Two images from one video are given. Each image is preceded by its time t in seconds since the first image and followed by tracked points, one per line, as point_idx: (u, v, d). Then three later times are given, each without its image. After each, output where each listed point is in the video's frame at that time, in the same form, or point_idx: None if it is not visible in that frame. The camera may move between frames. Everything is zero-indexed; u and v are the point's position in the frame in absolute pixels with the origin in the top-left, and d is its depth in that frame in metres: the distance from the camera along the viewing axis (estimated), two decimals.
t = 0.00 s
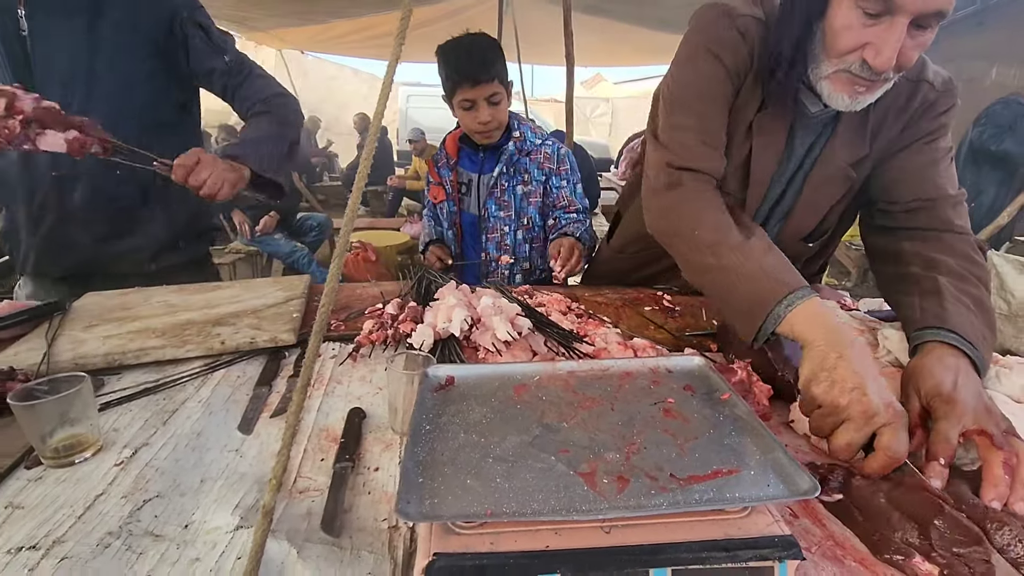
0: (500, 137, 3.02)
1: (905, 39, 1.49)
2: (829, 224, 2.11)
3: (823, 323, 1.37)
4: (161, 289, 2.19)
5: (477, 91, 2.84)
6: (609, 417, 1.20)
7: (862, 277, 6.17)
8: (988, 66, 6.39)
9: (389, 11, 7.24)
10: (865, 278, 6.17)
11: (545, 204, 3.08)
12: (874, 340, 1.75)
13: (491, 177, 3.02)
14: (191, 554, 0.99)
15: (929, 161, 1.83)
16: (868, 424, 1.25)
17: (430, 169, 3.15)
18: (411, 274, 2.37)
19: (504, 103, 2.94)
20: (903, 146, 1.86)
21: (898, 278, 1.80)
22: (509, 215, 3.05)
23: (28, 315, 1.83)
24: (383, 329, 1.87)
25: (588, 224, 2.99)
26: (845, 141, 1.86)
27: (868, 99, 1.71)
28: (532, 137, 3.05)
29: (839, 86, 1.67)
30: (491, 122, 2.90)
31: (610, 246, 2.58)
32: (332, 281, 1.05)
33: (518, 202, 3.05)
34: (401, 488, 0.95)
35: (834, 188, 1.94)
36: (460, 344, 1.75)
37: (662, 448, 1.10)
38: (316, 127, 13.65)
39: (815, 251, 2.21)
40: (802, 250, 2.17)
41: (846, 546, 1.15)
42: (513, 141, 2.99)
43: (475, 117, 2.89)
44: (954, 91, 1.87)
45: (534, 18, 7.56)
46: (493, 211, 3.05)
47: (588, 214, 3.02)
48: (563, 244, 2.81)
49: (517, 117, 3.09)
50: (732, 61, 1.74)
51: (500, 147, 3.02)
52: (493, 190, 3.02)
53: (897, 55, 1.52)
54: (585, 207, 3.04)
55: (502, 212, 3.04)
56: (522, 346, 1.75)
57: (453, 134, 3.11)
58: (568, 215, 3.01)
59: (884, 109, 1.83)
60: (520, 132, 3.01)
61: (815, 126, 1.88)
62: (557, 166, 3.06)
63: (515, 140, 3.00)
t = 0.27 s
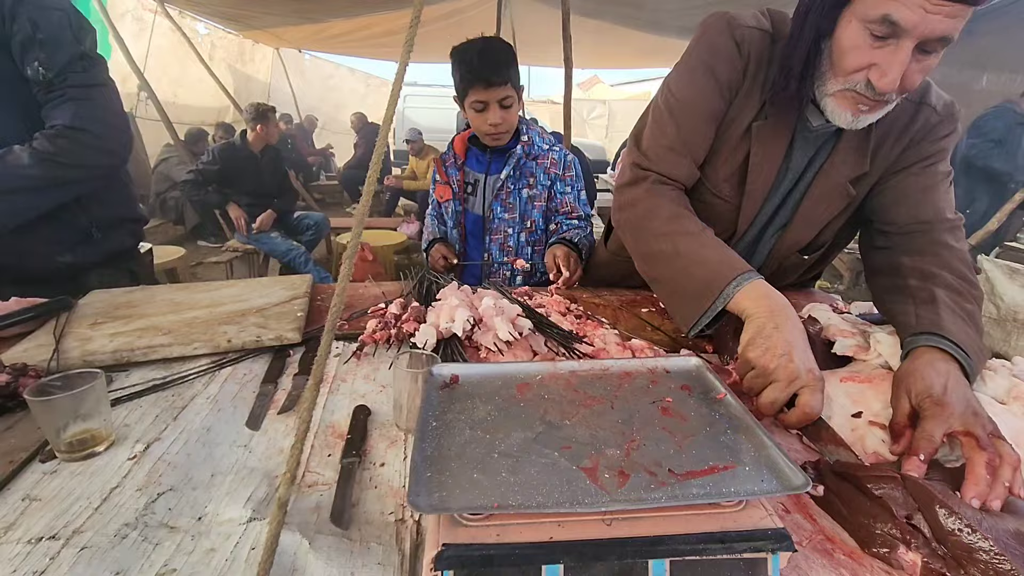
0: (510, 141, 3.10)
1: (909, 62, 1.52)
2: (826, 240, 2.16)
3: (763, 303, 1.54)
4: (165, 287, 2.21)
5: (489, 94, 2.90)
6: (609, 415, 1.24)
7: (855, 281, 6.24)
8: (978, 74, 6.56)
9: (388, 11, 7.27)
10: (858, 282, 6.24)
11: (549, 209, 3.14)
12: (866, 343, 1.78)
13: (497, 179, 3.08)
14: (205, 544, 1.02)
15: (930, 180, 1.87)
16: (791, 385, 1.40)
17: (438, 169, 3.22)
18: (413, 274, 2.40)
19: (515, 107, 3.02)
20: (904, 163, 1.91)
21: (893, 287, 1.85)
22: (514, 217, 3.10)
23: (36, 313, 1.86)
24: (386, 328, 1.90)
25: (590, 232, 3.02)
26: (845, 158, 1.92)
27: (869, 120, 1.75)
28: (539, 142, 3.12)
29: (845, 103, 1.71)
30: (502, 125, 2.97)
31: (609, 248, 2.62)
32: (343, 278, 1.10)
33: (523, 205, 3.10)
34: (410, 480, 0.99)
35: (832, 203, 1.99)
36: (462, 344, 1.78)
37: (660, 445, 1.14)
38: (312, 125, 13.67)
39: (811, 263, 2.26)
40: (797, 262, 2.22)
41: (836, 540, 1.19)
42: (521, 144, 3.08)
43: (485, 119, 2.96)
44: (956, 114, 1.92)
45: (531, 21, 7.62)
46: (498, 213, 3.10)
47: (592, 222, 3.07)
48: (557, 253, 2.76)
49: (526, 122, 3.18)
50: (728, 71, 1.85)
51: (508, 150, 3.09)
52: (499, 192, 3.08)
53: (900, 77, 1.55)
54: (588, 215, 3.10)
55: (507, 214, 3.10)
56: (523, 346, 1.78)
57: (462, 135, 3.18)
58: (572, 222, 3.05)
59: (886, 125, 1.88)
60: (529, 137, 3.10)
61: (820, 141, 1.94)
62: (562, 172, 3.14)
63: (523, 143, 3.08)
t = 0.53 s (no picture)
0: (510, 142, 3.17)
1: (878, 58, 1.60)
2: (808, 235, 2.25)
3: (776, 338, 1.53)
4: (163, 281, 2.23)
5: (491, 95, 2.97)
6: (605, 406, 1.29)
7: (842, 283, 6.35)
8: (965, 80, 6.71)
9: (383, 10, 7.30)
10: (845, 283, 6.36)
11: (547, 210, 3.22)
12: (851, 340, 1.84)
13: (497, 179, 3.17)
14: (215, 527, 1.06)
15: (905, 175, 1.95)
16: (806, 425, 1.36)
17: (438, 167, 3.29)
18: (410, 271, 2.44)
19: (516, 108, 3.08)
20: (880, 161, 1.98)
21: (872, 285, 1.93)
22: (513, 217, 3.20)
23: (38, 305, 1.88)
24: (385, 323, 1.94)
25: (584, 233, 3.14)
26: (827, 157, 1.99)
27: (844, 114, 1.80)
28: (539, 143, 3.18)
29: (819, 98, 1.78)
30: (503, 127, 3.04)
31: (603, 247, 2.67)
32: (350, 271, 1.14)
33: (523, 205, 3.19)
34: (415, 466, 1.03)
35: (814, 200, 2.07)
36: (460, 339, 1.82)
37: (654, 434, 1.19)
38: (304, 123, 13.64)
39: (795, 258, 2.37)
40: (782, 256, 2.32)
41: (820, 525, 1.25)
42: (522, 145, 3.15)
43: (485, 120, 3.03)
44: (928, 110, 1.99)
45: (525, 21, 7.68)
46: (498, 212, 3.20)
47: (587, 223, 3.19)
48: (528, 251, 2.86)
49: (526, 123, 3.23)
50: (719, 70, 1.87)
51: (508, 150, 3.17)
52: (499, 193, 3.17)
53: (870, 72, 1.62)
54: (584, 218, 3.20)
55: (507, 214, 3.19)
56: (520, 341, 1.83)
57: (463, 135, 3.24)
58: (567, 223, 3.17)
59: (863, 123, 1.95)
60: (529, 138, 3.17)
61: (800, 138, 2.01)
62: (561, 173, 3.20)
63: (523, 144, 3.15)
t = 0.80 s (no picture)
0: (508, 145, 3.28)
1: (829, 57, 1.75)
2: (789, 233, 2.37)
3: (700, 272, 1.79)
4: (173, 278, 2.30)
5: (491, 99, 3.08)
6: (604, 394, 1.39)
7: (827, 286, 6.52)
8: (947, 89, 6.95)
9: (378, 9, 7.33)
10: (830, 287, 6.53)
11: (545, 210, 3.32)
12: (832, 337, 1.96)
13: (496, 180, 3.27)
14: (247, 502, 1.14)
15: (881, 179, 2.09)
16: (712, 345, 1.68)
17: (440, 169, 3.42)
18: (413, 269, 2.53)
19: (515, 113, 3.18)
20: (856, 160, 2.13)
21: (856, 283, 2.05)
22: (513, 217, 3.29)
23: (55, 299, 1.94)
24: (393, 318, 2.03)
25: (580, 233, 3.23)
26: (798, 154, 2.15)
27: (804, 110, 1.95)
28: (537, 146, 3.29)
29: (781, 97, 1.93)
30: (502, 130, 3.14)
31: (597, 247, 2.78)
32: (371, 265, 1.25)
33: (521, 206, 3.29)
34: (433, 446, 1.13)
35: (788, 196, 2.21)
36: (465, 334, 1.91)
37: (650, 419, 1.29)
38: (296, 121, 13.62)
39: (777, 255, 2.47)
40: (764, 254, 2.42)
41: (800, 504, 1.37)
42: (521, 148, 3.26)
43: (485, 123, 3.13)
44: (902, 118, 2.14)
45: (521, 24, 7.79)
46: (497, 212, 3.30)
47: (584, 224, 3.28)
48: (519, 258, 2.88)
49: (525, 128, 3.35)
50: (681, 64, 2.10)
51: (508, 152, 3.28)
52: (498, 193, 3.27)
53: (823, 69, 1.77)
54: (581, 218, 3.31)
55: (506, 214, 3.29)
56: (521, 336, 1.93)
57: (464, 138, 3.37)
58: (564, 224, 3.28)
59: (834, 124, 2.10)
60: (527, 141, 3.28)
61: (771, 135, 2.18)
62: (558, 175, 3.31)
63: (522, 147, 3.26)
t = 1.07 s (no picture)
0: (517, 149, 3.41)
1: (790, 75, 2.00)
2: (773, 235, 2.57)
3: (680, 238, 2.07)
4: (202, 275, 2.40)
5: (500, 104, 3.20)
6: (620, 382, 1.52)
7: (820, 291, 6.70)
8: (936, 100, 7.19)
9: (382, 11, 7.43)
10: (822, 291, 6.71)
11: (552, 215, 3.47)
12: (825, 335, 2.11)
13: (505, 184, 3.39)
14: (300, 475, 1.26)
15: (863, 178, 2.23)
16: (689, 301, 1.97)
17: (451, 172, 3.55)
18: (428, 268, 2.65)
19: (523, 119, 3.30)
20: (829, 164, 2.32)
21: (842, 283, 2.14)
22: (520, 220, 3.44)
23: (93, 292, 2.04)
24: (415, 313, 2.14)
25: (586, 237, 3.37)
26: (771, 160, 2.38)
27: (772, 126, 2.19)
28: (546, 152, 3.43)
29: (752, 114, 2.17)
30: (510, 134, 3.25)
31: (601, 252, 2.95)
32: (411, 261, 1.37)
33: (529, 209, 3.43)
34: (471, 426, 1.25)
35: (766, 198, 2.45)
36: (484, 329, 2.04)
37: (663, 404, 1.42)
38: (295, 121, 13.68)
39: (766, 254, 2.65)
40: (753, 255, 2.61)
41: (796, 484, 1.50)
42: (530, 153, 3.38)
43: (494, 127, 3.25)
44: (875, 117, 2.31)
45: (523, 30, 7.95)
46: (506, 215, 3.43)
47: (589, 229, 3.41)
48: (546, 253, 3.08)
49: (536, 134, 3.46)
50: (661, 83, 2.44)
51: (517, 157, 3.40)
52: (507, 196, 3.40)
53: (786, 85, 2.01)
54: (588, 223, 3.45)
55: (514, 216, 3.43)
56: (537, 332, 2.05)
57: (475, 143, 3.51)
58: (572, 228, 3.40)
59: (805, 132, 2.32)
60: (536, 147, 3.40)
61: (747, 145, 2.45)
62: (566, 181, 3.46)
63: (532, 153, 3.39)
